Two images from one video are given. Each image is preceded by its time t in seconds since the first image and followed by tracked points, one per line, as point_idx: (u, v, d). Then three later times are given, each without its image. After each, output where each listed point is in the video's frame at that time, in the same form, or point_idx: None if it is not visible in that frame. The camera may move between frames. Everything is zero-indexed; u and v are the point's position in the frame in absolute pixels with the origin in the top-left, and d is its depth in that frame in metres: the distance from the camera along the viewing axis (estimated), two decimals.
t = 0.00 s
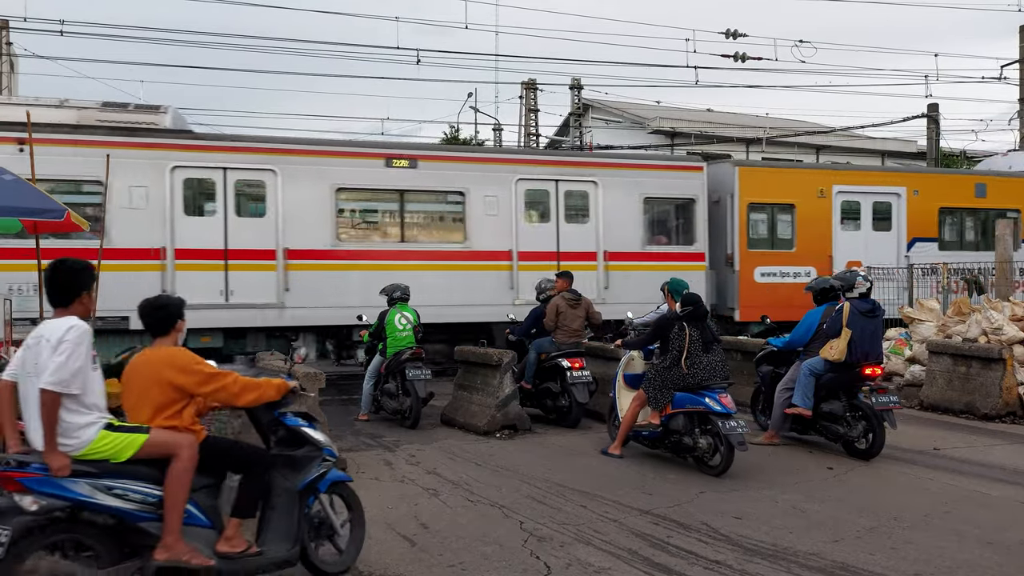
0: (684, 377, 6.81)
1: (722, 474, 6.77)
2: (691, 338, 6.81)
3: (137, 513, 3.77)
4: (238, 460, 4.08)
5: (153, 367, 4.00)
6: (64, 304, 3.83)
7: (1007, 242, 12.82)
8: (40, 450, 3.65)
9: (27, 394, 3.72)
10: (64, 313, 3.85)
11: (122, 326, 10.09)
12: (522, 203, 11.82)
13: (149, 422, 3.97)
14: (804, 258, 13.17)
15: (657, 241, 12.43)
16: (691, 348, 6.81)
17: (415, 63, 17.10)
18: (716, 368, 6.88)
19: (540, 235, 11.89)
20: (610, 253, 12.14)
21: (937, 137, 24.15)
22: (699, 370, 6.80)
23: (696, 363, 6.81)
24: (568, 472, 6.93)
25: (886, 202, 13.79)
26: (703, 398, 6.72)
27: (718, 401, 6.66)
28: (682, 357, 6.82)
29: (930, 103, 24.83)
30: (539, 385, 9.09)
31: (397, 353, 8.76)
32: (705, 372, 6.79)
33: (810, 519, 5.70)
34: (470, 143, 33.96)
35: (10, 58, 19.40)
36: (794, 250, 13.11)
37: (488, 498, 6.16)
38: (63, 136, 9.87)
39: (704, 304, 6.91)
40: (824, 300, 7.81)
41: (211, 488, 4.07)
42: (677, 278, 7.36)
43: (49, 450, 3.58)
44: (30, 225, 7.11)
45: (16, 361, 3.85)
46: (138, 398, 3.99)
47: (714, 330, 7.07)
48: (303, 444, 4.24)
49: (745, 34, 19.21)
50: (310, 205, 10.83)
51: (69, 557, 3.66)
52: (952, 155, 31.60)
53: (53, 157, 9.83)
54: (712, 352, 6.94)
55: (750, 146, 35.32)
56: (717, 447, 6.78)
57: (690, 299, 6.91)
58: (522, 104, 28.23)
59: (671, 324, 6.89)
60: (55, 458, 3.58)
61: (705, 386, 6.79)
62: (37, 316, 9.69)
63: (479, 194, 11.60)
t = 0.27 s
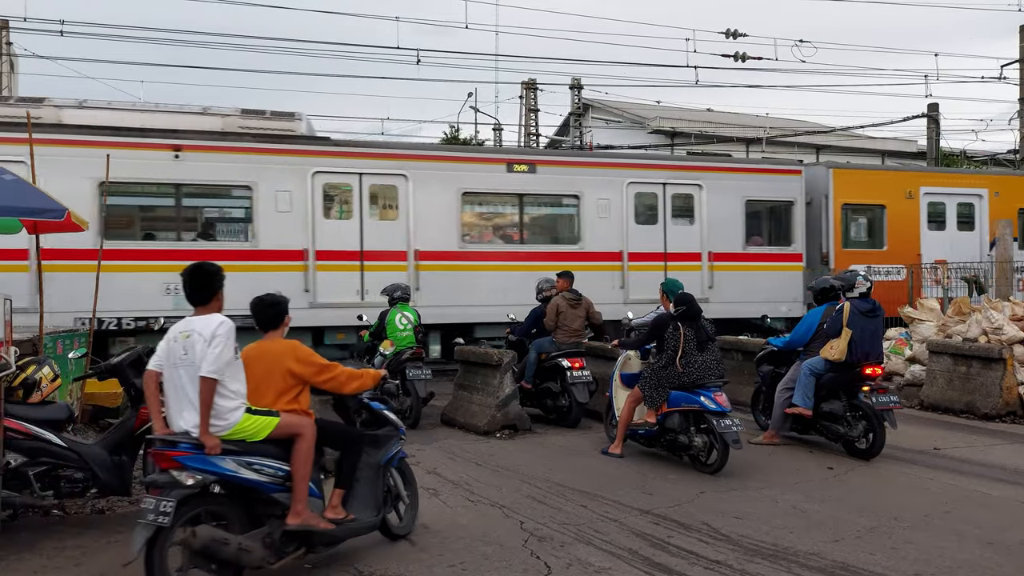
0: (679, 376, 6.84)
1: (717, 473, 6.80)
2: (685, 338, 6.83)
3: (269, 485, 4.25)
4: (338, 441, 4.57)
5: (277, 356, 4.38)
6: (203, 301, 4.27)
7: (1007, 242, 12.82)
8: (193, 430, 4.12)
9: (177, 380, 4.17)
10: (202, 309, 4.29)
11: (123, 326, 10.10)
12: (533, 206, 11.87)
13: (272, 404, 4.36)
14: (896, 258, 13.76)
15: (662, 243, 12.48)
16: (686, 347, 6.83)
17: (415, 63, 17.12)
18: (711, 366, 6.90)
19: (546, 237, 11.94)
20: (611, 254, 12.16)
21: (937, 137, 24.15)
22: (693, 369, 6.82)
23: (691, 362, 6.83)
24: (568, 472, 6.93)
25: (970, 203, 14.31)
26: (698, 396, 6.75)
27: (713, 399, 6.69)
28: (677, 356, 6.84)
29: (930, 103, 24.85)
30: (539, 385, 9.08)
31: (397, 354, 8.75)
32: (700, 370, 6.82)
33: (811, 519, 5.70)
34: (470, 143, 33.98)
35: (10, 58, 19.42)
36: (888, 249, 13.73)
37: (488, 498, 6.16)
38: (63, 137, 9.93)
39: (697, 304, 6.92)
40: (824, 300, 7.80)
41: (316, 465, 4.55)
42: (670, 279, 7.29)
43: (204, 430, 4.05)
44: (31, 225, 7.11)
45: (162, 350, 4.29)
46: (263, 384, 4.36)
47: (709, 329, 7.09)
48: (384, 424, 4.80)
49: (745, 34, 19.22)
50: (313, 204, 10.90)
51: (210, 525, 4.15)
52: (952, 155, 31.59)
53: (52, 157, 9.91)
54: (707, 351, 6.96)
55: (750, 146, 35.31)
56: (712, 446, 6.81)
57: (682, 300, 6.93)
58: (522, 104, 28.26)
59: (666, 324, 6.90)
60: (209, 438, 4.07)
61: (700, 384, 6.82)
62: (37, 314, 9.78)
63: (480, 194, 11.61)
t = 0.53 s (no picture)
0: (676, 374, 6.85)
1: (713, 471, 6.84)
2: (682, 337, 6.83)
3: (349, 464, 4.76)
4: (394, 426, 5.11)
5: (351, 348, 4.90)
6: (299, 300, 4.82)
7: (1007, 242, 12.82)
8: (287, 416, 4.60)
9: (273, 370, 4.66)
10: (296, 307, 4.84)
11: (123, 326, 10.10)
12: (529, 206, 11.72)
13: (347, 392, 4.87)
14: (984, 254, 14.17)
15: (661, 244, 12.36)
16: (683, 346, 6.84)
17: (415, 63, 17.12)
18: (708, 365, 6.91)
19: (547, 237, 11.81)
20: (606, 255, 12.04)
21: (937, 137, 24.14)
22: (690, 368, 6.83)
23: (688, 361, 6.84)
24: (568, 472, 6.93)
25: None
26: (695, 395, 6.76)
27: (709, 398, 6.70)
28: (674, 355, 6.84)
29: (930, 103, 24.83)
30: (539, 385, 9.08)
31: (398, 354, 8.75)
32: (696, 369, 6.83)
33: (810, 519, 5.70)
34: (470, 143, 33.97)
35: (9, 59, 19.44)
36: None
37: (488, 497, 6.16)
38: (63, 139, 9.93)
39: (695, 303, 6.92)
40: (824, 300, 7.81)
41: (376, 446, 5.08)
42: (671, 279, 7.25)
43: (299, 415, 4.55)
44: (30, 225, 7.11)
45: (258, 344, 4.79)
46: (341, 373, 4.87)
47: (706, 328, 7.10)
48: (432, 409, 5.36)
49: (745, 34, 19.21)
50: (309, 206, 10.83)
51: (301, 501, 4.60)
52: (951, 154, 31.56)
53: (52, 158, 9.92)
54: (704, 350, 6.96)
55: (750, 146, 35.31)
56: (708, 444, 6.84)
57: (680, 299, 6.93)
58: (522, 105, 28.26)
59: (664, 323, 6.90)
60: (302, 423, 4.56)
61: (697, 383, 6.83)
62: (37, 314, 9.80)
63: (477, 194, 11.51)
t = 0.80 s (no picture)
0: (674, 374, 6.85)
1: (711, 470, 6.85)
2: (681, 337, 6.83)
3: (399, 448, 5.22)
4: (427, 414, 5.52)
5: (396, 344, 5.34)
6: (352, 300, 5.23)
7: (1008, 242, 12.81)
8: (347, 405, 5.04)
9: (332, 364, 5.08)
10: (349, 306, 5.26)
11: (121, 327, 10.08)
12: (524, 208, 11.59)
13: (393, 381, 5.34)
14: None
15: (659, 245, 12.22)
16: (682, 345, 6.83)
17: (415, 64, 17.09)
18: (707, 365, 6.90)
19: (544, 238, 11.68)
20: (605, 255, 11.88)
21: (937, 137, 24.14)
22: (688, 368, 6.83)
23: (686, 360, 6.84)
24: (568, 471, 6.94)
25: None
26: (693, 394, 6.76)
27: (707, 397, 6.69)
28: (673, 354, 6.84)
29: (930, 103, 24.84)
30: (539, 385, 9.09)
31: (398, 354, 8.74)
32: (695, 369, 6.82)
33: (810, 519, 5.71)
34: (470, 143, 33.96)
35: (9, 58, 19.46)
36: None
37: (488, 497, 6.17)
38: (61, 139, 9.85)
39: (694, 303, 6.91)
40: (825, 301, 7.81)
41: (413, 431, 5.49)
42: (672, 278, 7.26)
43: (361, 404, 5.02)
44: (30, 225, 7.11)
45: (315, 340, 5.19)
46: (386, 365, 5.32)
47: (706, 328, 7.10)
48: (455, 399, 5.78)
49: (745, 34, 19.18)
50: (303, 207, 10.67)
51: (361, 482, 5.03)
52: (951, 154, 31.54)
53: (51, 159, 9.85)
54: (703, 350, 6.96)
55: (750, 146, 35.30)
56: (705, 444, 6.82)
57: (680, 299, 6.92)
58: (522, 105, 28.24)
59: (662, 322, 6.90)
60: (362, 411, 5.02)
61: (696, 383, 6.82)
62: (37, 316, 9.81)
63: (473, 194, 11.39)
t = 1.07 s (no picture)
0: (674, 373, 6.85)
1: (710, 470, 6.85)
2: (680, 335, 6.83)
3: (426, 432, 5.65)
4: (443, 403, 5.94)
5: (422, 338, 5.76)
6: (382, 297, 5.62)
7: (1007, 242, 12.81)
8: (384, 394, 5.43)
9: (369, 356, 5.46)
10: (379, 302, 5.65)
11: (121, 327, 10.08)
12: (524, 207, 11.59)
13: (420, 373, 5.74)
14: None
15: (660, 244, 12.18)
16: (682, 344, 6.83)
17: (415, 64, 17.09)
18: (706, 365, 6.90)
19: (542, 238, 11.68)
20: (605, 255, 11.90)
21: (937, 137, 24.12)
22: (688, 367, 6.83)
23: (686, 359, 6.84)
24: (568, 471, 6.93)
25: None
26: (692, 393, 6.76)
27: (707, 397, 6.70)
28: (673, 353, 6.84)
29: (930, 103, 24.83)
30: (539, 385, 9.09)
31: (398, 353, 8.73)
32: (694, 368, 6.83)
33: (810, 519, 5.70)
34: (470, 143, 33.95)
35: (10, 59, 19.48)
36: None
37: (488, 497, 6.16)
38: (62, 139, 9.86)
39: (694, 302, 6.91)
40: (824, 300, 7.81)
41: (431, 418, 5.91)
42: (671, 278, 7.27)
43: (398, 392, 5.42)
44: (30, 225, 7.13)
45: (350, 335, 5.57)
46: (414, 357, 5.73)
47: (705, 327, 7.10)
48: (464, 390, 6.15)
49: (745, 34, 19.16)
50: (301, 206, 10.66)
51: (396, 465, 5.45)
52: (951, 154, 31.49)
53: (50, 159, 9.85)
54: (703, 349, 6.96)
55: (750, 146, 35.28)
56: (705, 443, 6.82)
57: (679, 298, 6.92)
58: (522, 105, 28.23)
59: (662, 322, 6.91)
60: (399, 400, 5.43)
61: (695, 382, 6.82)
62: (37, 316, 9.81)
63: (472, 192, 11.36)
